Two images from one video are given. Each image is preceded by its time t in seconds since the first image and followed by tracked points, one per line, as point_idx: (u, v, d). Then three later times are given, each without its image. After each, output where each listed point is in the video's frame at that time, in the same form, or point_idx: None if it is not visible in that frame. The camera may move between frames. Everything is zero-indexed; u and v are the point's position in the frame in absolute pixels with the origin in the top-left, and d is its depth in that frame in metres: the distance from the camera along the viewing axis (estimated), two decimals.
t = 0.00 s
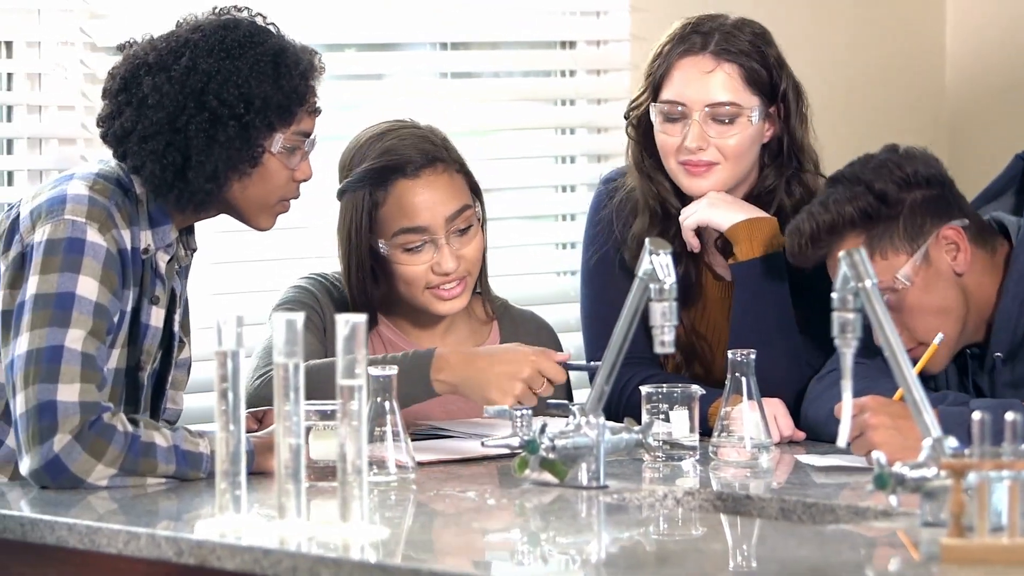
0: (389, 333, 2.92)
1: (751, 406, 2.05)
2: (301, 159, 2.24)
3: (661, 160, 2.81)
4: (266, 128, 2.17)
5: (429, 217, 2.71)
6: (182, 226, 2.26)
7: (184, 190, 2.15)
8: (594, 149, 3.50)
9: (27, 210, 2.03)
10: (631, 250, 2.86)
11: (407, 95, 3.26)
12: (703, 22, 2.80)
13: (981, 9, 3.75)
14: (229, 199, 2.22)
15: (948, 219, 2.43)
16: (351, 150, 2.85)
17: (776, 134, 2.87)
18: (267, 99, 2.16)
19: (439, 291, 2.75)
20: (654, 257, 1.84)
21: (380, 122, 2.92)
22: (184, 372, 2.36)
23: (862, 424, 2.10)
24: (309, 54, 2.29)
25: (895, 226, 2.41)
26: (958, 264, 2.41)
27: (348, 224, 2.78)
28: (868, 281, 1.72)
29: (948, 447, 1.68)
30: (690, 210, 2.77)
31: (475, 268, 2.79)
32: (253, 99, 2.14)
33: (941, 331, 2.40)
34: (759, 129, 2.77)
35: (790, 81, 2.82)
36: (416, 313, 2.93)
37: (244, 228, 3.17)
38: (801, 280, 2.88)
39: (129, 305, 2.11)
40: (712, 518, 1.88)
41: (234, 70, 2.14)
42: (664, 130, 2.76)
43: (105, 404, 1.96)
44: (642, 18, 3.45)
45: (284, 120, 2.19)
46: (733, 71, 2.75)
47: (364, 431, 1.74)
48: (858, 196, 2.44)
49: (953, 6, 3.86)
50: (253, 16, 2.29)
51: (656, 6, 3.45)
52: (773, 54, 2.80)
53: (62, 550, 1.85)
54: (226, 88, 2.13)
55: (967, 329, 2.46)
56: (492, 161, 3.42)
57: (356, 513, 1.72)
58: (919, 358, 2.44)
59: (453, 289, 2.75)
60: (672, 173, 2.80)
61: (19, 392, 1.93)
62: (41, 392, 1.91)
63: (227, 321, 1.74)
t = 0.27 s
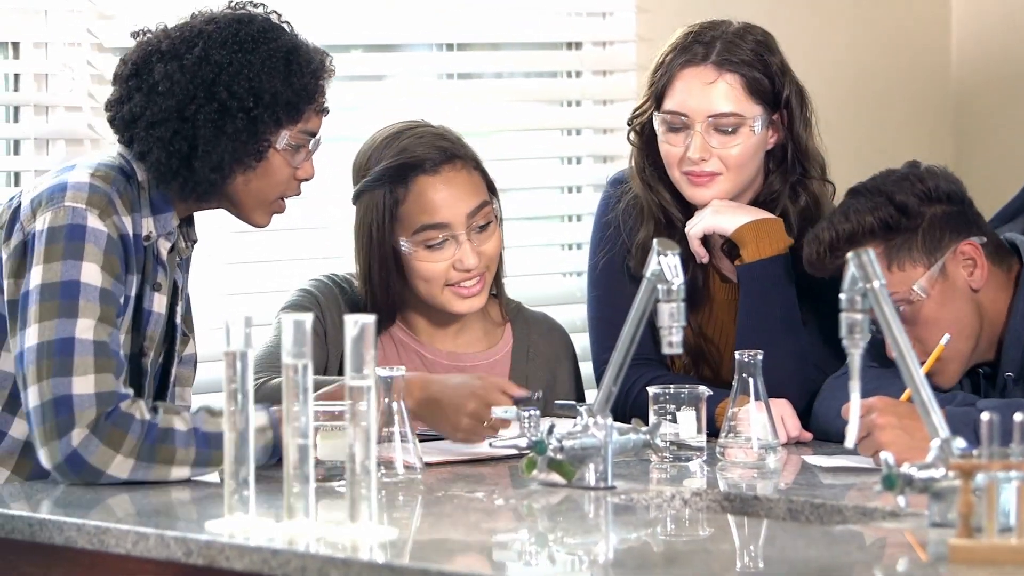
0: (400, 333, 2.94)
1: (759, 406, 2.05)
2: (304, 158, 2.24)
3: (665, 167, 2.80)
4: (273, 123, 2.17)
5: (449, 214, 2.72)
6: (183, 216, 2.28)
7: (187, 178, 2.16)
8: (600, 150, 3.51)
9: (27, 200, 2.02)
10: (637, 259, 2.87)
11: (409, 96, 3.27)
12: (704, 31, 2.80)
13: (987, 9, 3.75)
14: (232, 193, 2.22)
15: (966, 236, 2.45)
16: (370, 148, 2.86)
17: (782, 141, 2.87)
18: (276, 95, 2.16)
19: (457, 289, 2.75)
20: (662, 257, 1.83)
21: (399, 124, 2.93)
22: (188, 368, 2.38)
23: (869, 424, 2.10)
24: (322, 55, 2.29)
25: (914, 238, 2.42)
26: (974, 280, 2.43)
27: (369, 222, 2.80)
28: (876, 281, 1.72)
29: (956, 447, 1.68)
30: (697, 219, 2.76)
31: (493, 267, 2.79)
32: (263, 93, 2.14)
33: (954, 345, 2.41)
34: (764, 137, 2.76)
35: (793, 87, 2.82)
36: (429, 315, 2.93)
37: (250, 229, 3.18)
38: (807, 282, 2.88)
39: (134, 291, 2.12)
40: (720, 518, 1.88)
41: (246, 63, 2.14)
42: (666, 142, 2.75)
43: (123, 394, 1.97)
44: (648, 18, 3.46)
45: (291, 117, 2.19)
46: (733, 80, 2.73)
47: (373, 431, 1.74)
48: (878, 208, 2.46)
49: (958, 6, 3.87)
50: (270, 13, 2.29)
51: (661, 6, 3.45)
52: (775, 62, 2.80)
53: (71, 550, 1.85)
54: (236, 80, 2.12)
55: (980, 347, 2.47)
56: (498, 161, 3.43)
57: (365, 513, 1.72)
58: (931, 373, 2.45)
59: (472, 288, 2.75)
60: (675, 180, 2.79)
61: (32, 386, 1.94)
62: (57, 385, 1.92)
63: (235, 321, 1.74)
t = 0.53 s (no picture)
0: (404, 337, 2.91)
1: (764, 406, 2.06)
2: (305, 145, 2.23)
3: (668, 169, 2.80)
4: (270, 112, 2.17)
5: (457, 240, 2.59)
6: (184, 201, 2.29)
7: (189, 172, 2.17)
8: (605, 150, 3.51)
9: (36, 185, 2.02)
10: (640, 263, 2.88)
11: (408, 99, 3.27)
12: (705, 34, 2.80)
13: (991, 11, 3.75)
14: (232, 182, 2.22)
15: (991, 199, 2.37)
16: (375, 162, 2.73)
17: (783, 143, 2.87)
18: (271, 83, 2.16)
19: (459, 312, 2.66)
20: (669, 257, 1.83)
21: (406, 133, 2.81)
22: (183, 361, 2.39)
23: (878, 418, 2.11)
24: (316, 41, 2.29)
25: (940, 199, 2.32)
26: (993, 247, 2.38)
27: (374, 238, 2.70)
28: (882, 281, 1.72)
29: (963, 447, 1.68)
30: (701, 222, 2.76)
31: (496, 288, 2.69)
32: (259, 82, 2.15)
33: (964, 309, 2.37)
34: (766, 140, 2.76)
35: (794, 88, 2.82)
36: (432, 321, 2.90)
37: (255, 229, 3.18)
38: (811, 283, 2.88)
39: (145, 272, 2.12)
40: (726, 518, 1.88)
41: (241, 53, 2.14)
42: (669, 144, 2.75)
43: (156, 379, 1.97)
44: (654, 19, 3.46)
45: (287, 104, 2.20)
46: (737, 82, 2.74)
47: (380, 431, 1.74)
48: (907, 165, 2.34)
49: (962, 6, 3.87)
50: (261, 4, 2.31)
51: (666, 7, 3.45)
52: (777, 65, 2.80)
53: (77, 550, 1.85)
54: (231, 71, 2.13)
55: (989, 313, 2.44)
56: (503, 161, 3.43)
57: (373, 513, 1.72)
58: (937, 333, 2.41)
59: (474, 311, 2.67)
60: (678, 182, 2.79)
61: (68, 374, 1.94)
62: (93, 377, 1.93)
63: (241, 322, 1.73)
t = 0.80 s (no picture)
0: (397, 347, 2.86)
1: (767, 406, 2.06)
2: (318, 144, 2.23)
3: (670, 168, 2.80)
4: (278, 101, 2.16)
5: (453, 272, 2.59)
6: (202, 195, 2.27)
7: (190, 152, 2.15)
8: (608, 150, 3.51)
9: (53, 173, 2.03)
10: (642, 261, 2.88)
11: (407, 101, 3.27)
12: (709, 33, 2.79)
13: (993, 11, 3.75)
14: (237, 168, 2.21)
15: (1004, 146, 2.40)
16: (372, 186, 2.73)
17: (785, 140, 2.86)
18: (281, 70, 2.16)
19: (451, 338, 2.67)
20: (672, 257, 1.83)
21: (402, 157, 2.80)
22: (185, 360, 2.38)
23: (886, 410, 2.11)
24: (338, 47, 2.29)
25: (954, 138, 2.36)
26: (1001, 194, 2.41)
27: (371, 262, 2.69)
28: (886, 281, 1.72)
29: (966, 447, 1.68)
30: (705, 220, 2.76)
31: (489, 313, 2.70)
32: (269, 68, 2.15)
33: (963, 251, 2.40)
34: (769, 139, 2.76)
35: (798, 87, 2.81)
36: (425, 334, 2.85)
37: (258, 229, 3.18)
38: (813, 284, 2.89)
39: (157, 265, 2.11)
40: (729, 518, 1.88)
41: (255, 40, 2.16)
42: (672, 144, 2.75)
43: (134, 391, 1.96)
44: (655, 19, 3.46)
45: (297, 97, 2.19)
46: (740, 81, 2.73)
47: (384, 430, 1.74)
48: (928, 98, 2.38)
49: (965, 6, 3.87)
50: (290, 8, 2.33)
51: (668, 6, 3.46)
52: (779, 63, 2.79)
53: (80, 550, 1.85)
54: (242, 54, 2.14)
55: (988, 259, 2.47)
56: (505, 161, 3.43)
57: (376, 513, 1.73)
58: (935, 270, 2.46)
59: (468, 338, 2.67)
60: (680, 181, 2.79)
61: (51, 364, 1.94)
62: (75, 371, 1.92)
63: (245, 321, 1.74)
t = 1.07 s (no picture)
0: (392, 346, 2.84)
1: (770, 406, 2.07)
2: (334, 155, 2.25)
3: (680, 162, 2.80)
4: (305, 127, 2.17)
5: (453, 236, 2.60)
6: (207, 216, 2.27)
7: (227, 185, 2.17)
8: (610, 150, 3.51)
9: (60, 184, 2.02)
10: (650, 259, 2.88)
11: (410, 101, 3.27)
12: (727, 31, 2.79)
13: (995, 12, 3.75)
14: (264, 194, 2.23)
15: None
16: (368, 171, 2.74)
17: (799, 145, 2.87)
18: (309, 99, 2.16)
19: (452, 311, 2.65)
20: (675, 257, 1.83)
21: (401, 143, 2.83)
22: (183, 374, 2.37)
23: (887, 413, 2.11)
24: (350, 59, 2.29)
25: (979, 91, 2.46)
26: (1010, 158, 2.48)
27: (370, 238, 2.69)
28: (889, 280, 1.72)
29: (969, 446, 1.68)
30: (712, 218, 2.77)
31: (490, 287, 2.69)
32: (298, 97, 2.15)
33: (961, 202, 2.46)
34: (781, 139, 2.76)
35: (813, 91, 2.82)
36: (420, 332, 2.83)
37: (260, 229, 3.18)
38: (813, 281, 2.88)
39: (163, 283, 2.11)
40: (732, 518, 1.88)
41: (276, 67, 2.15)
42: (683, 138, 2.76)
43: (140, 402, 1.97)
44: (657, 19, 3.47)
45: (322, 119, 2.20)
46: (756, 80, 2.73)
47: (387, 429, 1.75)
48: (966, 41, 2.49)
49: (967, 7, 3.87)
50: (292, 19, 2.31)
51: (669, 6, 3.46)
52: (795, 65, 2.79)
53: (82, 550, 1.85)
54: (270, 87, 2.13)
55: (981, 219, 2.53)
56: (507, 161, 3.43)
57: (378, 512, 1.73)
58: (925, 213, 2.51)
59: (467, 310, 2.65)
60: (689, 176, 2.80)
61: (55, 376, 1.94)
62: (85, 382, 1.93)
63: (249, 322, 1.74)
